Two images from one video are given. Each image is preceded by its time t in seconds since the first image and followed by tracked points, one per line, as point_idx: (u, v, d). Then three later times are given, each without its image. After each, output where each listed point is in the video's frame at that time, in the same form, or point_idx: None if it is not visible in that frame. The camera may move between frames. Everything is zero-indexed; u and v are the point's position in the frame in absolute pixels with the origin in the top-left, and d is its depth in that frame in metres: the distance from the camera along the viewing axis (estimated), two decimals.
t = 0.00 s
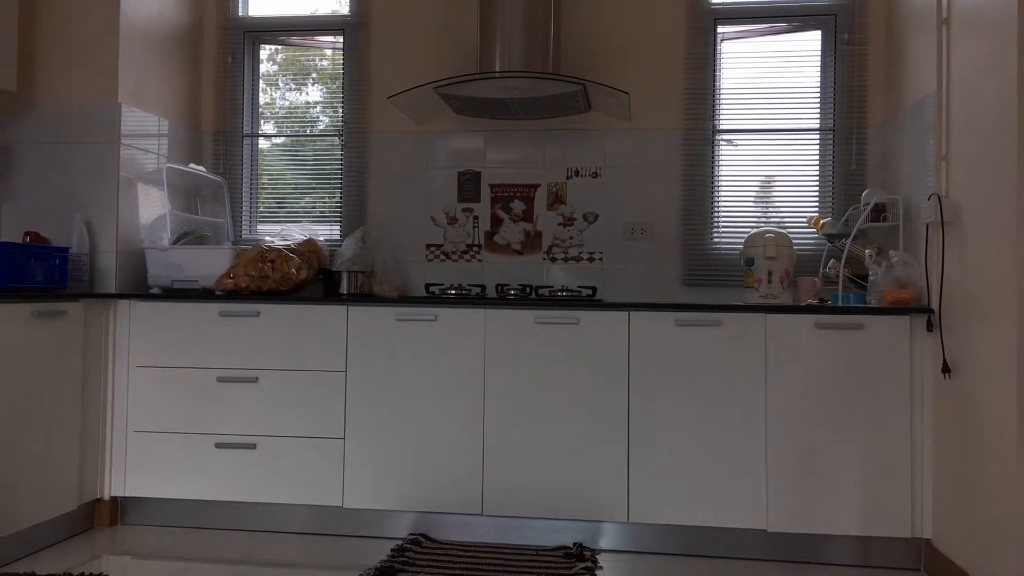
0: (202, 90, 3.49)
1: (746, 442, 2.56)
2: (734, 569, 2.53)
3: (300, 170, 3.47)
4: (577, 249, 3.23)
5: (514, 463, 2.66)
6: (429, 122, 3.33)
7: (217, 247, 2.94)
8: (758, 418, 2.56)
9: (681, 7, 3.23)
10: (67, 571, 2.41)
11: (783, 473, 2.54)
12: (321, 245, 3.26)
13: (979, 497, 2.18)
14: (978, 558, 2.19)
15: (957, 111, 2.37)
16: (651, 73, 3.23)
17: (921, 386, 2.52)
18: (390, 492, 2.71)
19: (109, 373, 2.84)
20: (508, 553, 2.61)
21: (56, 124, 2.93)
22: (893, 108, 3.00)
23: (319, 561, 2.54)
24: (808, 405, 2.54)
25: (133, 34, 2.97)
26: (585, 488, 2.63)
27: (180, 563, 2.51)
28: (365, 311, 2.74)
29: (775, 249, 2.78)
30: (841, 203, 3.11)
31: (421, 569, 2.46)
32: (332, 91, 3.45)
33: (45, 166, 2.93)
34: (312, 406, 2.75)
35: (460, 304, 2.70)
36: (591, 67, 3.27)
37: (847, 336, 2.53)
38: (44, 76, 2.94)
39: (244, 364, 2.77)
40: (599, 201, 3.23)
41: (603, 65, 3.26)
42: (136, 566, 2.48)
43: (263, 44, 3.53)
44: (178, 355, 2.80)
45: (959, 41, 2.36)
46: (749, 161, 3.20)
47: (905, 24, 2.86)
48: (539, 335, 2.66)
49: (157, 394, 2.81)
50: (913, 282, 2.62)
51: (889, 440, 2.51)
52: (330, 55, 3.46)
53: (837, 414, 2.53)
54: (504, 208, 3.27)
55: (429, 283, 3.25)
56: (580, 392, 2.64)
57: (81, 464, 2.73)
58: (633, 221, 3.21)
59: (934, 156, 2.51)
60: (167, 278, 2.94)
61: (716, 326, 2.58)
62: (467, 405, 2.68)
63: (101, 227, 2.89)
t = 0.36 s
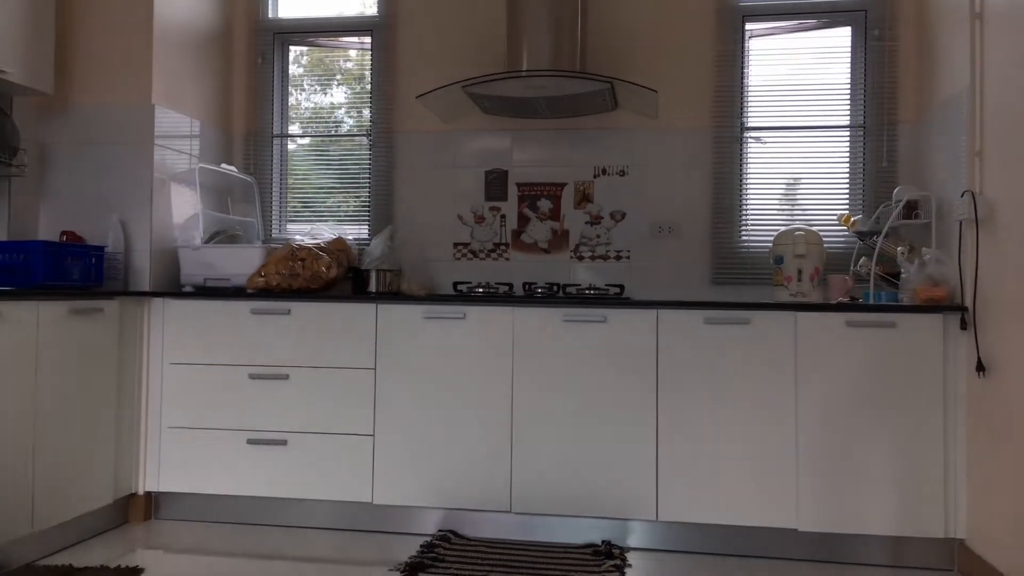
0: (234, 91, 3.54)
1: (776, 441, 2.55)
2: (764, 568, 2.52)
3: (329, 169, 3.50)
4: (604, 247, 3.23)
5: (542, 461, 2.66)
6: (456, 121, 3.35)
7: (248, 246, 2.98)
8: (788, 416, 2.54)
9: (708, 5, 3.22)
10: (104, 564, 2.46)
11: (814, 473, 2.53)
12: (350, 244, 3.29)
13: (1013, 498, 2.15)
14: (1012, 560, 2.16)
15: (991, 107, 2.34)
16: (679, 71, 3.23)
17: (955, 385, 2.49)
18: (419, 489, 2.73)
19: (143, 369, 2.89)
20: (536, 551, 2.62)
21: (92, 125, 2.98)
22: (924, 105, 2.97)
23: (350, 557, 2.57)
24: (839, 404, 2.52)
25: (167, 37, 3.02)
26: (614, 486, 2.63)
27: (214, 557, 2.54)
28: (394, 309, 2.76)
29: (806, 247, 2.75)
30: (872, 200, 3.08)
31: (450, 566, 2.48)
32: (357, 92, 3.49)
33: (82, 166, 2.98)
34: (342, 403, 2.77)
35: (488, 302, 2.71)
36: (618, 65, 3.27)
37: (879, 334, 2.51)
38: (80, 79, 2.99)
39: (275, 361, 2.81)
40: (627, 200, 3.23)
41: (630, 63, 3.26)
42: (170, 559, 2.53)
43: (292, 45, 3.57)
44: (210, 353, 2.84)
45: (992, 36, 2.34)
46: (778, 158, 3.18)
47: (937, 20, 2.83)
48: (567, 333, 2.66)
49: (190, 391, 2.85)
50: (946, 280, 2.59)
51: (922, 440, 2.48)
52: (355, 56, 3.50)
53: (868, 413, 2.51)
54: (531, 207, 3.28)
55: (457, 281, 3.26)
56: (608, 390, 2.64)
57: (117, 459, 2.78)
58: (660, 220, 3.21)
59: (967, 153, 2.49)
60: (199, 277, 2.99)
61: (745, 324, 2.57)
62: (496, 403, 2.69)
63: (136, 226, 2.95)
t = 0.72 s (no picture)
0: (263, 91, 3.58)
1: (805, 439, 2.53)
2: (793, 567, 2.50)
3: (356, 169, 3.53)
4: (631, 245, 3.23)
5: (569, 458, 2.67)
6: (482, 120, 3.36)
7: (278, 244, 3.01)
8: (818, 415, 2.52)
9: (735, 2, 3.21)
10: (137, 557, 2.50)
11: (843, 471, 2.51)
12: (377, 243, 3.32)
13: None
14: None
15: None
16: (706, 69, 3.22)
17: (988, 383, 2.45)
18: (447, 485, 2.74)
19: (176, 366, 2.94)
20: (563, 548, 2.62)
21: (126, 126, 3.03)
22: (956, 101, 2.94)
23: (378, 552, 2.59)
24: (869, 402, 2.50)
25: (198, 38, 3.06)
26: (641, 483, 2.62)
27: (245, 552, 2.58)
28: (422, 307, 2.78)
29: (835, 244, 2.73)
30: (903, 197, 3.05)
31: (478, 562, 2.49)
32: (381, 93, 3.52)
33: (115, 166, 3.04)
34: (370, 400, 2.80)
35: (515, 300, 2.72)
36: (644, 63, 3.26)
37: (910, 332, 2.48)
38: (114, 80, 3.05)
39: (304, 358, 2.84)
40: (653, 197, 3.22)
41: (657, 60, 3.25)
42: (201, 553, 2.56)
43: (321, 46, 3.60)
44: (241, 350, 2.88)
45: None
46: (806, 155, 3.16)
47: (969, 15, 2.80)
48: (594, 331, 2.66)
49: (221, 388, 2.89)
50: (978, 278, 2.57)
51: (955, 439, 2.45)
52: (378, 57, 3.53)
53: (899, 412, 2.48)
54: (557, 205, 3.28)
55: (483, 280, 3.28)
56: (636, 388, 2.63)
57: (149, 454, 2.82)
58: (687, 218, 3.20)
59: (999, 149, 2.46)
60: (230, 275, 3.03)
61: (774, 322, 2.56)
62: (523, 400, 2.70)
63: (168, 226, 2.99)
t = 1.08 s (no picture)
0: (301, 92, 3.63)
1: (844, 438, 2.51)
2: (832, 567, 2.48)
3: (390, 169, 3.56)
4: (665, 243, 3.22)
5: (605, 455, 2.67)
6: (516, 118, 3.37)
7: (316, 242, 3.06)
8: (857, 413, 2.50)
9: None
10: (180, 549, 2.55)
11: (883, 471, 2.48)
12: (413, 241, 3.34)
13: None
14: None
15: None
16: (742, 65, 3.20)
17: None
18: (482, 481, 2.76)
19: (217, 362, 2.99)
20: (598, 545, 2.62)
21: (168, 126, 3.10)
22: (1000, 96, 2.89)
23: (414, 547, 2.61)
24: (910, 401, 2.47)
25: (237, 39, 3.12)
26: (677, 481, 2.62)
27: (284, 545, 2.62)
28: (458, 304, 2.80)
29: (875, 241, 2.70)
30: (944, 193, 3.01)
31: (513, 558, 2.50)
32: (413, 95, 3.56)
33: (158, 167, 3.10)
34: (406, 396, 2.82)
35: (551, 297, 2.73)
36: (679, 60, 3.25)
37: (952, 330, 2.44)
38: (157, 82, 3.11)
39: (342, 355, 2.87)
40: (688, 195, 3.21)
41: (692, 58, 3.24)
42: (242, 545, 2.61)
43: (357, 47, 3.65)
44: (280, 346, 2.93)
45: None
46: (844, 152, 3.12)
47: (1014, 7, 2.75)
48: (630, 328, 2.66)
49: (260, 383, 2.94)
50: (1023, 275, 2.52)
51: (999, 439, 2.41)
52: (410, 58, 3.57)
53: (941, 411, 2.45)
54: (591, 203, 3.29)
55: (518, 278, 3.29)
56: (672, 385, 2.63)
57: (191, 448, 2.88)
58: (723, 215, 3.18)
59: None
60: (269, 273, 3.07)
61: (812, 320, 2.53)
62: (558, 397, 2.71)
63: (209, 224, 3.05)
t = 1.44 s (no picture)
0: (335, 93, 3.67)
1: (881, 437, 2.48)
2: (868, 567, 2.45)
3: (422, 168, 3.59)
4: (698, 241, 3.21)
5: (638, 453, 2.67)
6: (548, 117, 3.38)
7: (350, 241, 3.09)
8: (895, 412, 2.47)
9: None
10: (219, 542, 2.60)
11: (921, 470, 2.45)
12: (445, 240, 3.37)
13: None
14: None
15: None
16: (775, 62, 3.18)
17: None
18: (515, 478, 2.78)
19: (253, 359, 3.04)
20: (632, 543, 2.62)
21: (206, 127, 3.15)
22: None
23: (448, 543, 2.63)
24: (949, 399, 2.43)
25: (273, 41, 3.17)
26: (710, 479, 2.61)
27: (320, 539, 2.65)
28: (491, 301, 2.81)
29: (912, 238, 2.67)
30: (983, 190, 2.96)
31: (546, 554, 2.51)
32: (442, 96, 3.59)
33: (196, 167, 3.16)
34: (440, 393, 2.85)
35: (583, 294, 2.74)
36: (711, 57, 3.24)
37: (992, 328, 2.41)
38: (195, 84, 3.17)
39: (375, 352, 2.90)
40: (721, 192, 3.20)
41: (725, 55, 3.23)
42: (278, 539, 2.65)
43: (390, 47, 3.68)
44: (315, 343, 2.97)
45: None
46: (880, 148, 3.09)
47: None
48: (663, 326, 2.65)
49: (296, 380, 2.98)
50: None
51: None
52: (440, 60, 3.60)
53: (981, 410, 2.41)
54: (623, 202, 3.29)
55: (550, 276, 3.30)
56: (706, 383, 2.62)
57: (229, 444, 2.93)
58: (756, 213, 3.17)
59: None
60: (304, 271, 3.12)
61: (848, 317, 2.51)
62: (591, 395, 2.71)
63: (246, 223, 3.10)
